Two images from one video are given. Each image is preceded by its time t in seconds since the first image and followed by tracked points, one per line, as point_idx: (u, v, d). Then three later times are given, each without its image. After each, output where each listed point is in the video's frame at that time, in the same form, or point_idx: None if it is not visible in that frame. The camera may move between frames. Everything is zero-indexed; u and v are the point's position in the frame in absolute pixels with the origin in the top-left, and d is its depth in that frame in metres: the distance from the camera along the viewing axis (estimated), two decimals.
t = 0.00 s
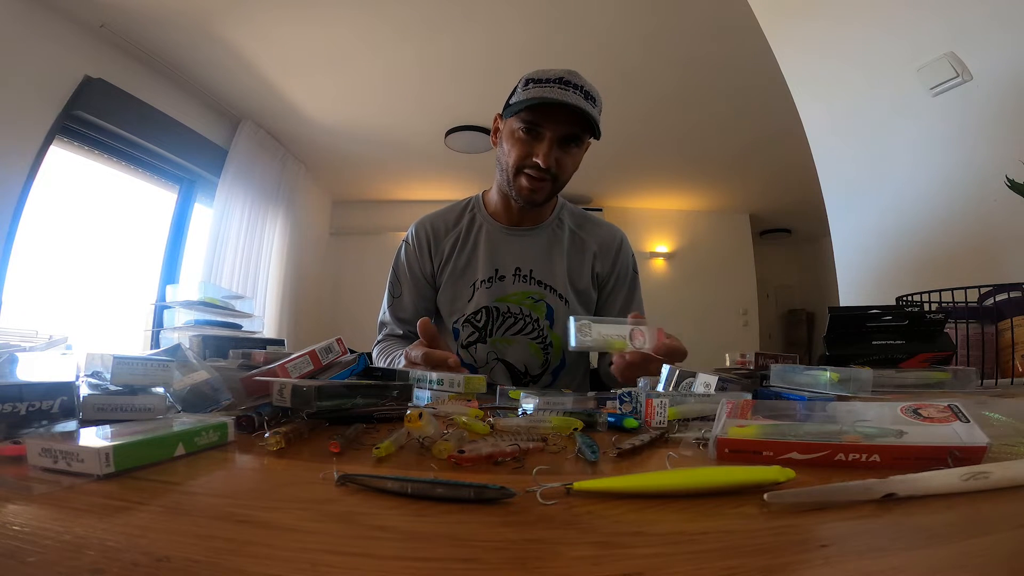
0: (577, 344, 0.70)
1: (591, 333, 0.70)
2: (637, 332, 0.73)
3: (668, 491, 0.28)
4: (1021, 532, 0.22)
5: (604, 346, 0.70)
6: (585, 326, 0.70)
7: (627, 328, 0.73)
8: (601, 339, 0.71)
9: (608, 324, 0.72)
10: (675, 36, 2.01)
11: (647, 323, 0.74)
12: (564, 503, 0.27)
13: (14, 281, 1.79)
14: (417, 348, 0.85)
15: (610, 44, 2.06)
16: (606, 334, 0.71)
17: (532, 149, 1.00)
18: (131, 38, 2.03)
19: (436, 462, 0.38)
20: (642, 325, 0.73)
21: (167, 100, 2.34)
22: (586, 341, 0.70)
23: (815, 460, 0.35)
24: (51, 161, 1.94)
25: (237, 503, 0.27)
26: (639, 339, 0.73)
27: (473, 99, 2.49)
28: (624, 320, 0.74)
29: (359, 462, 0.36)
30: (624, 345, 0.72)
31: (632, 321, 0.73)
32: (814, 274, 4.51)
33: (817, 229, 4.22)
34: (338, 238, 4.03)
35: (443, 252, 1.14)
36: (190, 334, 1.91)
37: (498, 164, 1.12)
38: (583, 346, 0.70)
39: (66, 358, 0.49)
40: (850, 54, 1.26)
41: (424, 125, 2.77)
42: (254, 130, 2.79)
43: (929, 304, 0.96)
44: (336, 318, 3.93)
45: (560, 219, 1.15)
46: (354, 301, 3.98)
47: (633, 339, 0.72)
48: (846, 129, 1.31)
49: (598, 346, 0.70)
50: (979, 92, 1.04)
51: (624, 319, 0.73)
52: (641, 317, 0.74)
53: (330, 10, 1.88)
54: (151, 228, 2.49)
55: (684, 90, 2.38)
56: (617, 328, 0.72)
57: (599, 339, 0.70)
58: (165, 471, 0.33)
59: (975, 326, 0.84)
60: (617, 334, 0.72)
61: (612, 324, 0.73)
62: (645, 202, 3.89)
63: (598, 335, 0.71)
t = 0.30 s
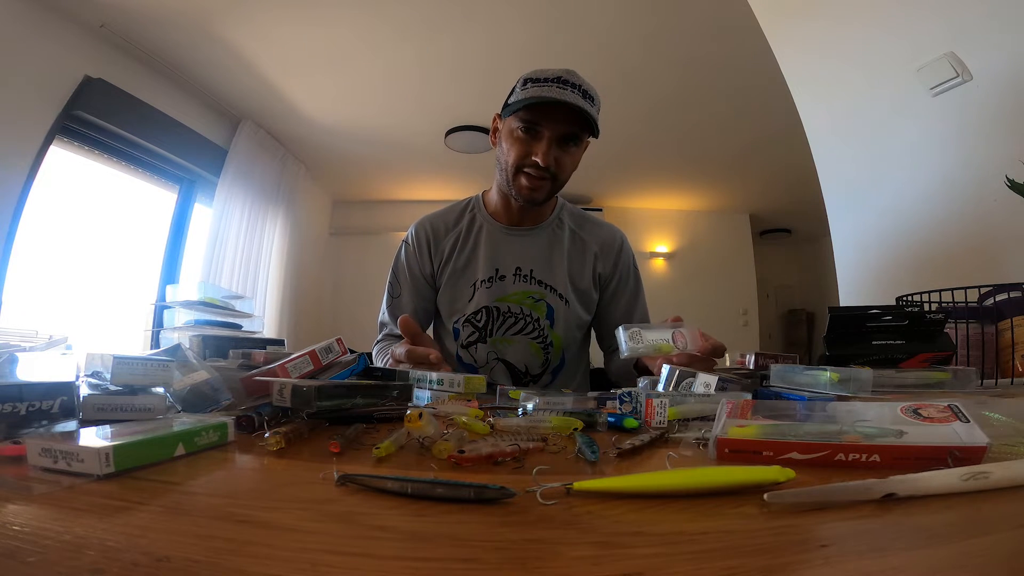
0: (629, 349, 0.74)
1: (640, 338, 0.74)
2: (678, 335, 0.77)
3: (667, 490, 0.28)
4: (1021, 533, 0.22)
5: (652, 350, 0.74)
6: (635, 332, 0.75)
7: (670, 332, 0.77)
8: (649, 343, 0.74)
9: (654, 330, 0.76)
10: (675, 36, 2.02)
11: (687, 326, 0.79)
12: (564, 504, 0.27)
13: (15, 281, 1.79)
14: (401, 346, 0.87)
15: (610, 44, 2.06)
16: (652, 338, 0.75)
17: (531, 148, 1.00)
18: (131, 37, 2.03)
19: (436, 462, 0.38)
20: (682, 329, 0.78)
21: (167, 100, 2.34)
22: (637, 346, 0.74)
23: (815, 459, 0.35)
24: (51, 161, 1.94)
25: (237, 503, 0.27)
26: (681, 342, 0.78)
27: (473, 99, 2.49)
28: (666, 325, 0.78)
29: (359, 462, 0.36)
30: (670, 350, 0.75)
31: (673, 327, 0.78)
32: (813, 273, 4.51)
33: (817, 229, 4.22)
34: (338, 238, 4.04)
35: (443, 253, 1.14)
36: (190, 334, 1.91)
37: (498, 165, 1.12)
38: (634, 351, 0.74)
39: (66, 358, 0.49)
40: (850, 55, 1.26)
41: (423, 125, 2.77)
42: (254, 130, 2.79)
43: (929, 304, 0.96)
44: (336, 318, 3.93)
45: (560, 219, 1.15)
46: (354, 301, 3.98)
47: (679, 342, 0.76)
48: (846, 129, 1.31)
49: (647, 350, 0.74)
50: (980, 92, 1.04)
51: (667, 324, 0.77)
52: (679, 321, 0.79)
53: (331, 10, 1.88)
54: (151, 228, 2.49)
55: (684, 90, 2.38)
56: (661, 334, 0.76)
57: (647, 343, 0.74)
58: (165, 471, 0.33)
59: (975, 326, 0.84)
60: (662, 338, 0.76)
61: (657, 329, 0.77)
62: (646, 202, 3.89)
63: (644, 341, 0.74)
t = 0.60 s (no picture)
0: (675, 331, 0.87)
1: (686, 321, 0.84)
2: (723, 317, 0.83)
3: (667, 490, 0.28)
4: (1020, 533, 0.22)
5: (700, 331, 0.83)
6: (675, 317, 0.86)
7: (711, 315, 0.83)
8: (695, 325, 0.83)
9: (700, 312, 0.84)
10: (676, 36, 2.02)
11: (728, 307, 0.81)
12: (564, 504, 0.27)
13: (14, 281, 1.79)
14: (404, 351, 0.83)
15: (609, 44, 2.06)
16: (699, 319, 0.83)
17: (517, 143, 1.01)
18: (131, 37, 2.03)
19: (436, 462, 0.38)
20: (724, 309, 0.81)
21: (167, 101, 2.34)
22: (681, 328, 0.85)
23: (815, 459, 0.35)
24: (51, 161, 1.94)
25: (237, 503, 0.27)
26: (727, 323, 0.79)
27: (473, 99, 2.49)
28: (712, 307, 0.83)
29: (359, 462, 0.36)
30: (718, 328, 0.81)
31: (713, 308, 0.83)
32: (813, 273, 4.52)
33: (817, 229, 4.22)
34: (338, 238, 4.04)
35: (445, 251, 1.14)
36: (190, 334, 1.91)
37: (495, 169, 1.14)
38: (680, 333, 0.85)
39: (66, 357, 0.49)
40: (849, 56, 1.27)
41: (423, 125, 2.77)
42: (253, 130, 2.79)
43: (929, 304, 0.96)
44: (336, 317, 3.93)
45: (562, 219, 1.15)
46: (354, 301, 3.98)
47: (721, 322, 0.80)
48: (846, 130, 1.32)
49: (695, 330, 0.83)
50: (980, 91, 1.04)
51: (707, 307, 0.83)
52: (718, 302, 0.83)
53: (330, 9, 1.87)
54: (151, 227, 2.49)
55: (685, 90, 2.38)
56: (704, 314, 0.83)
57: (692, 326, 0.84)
58: (165, 471, 0.33)
59: (975, 326, 0.84)
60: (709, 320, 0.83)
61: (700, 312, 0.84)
62: (645, 202, 3.89)
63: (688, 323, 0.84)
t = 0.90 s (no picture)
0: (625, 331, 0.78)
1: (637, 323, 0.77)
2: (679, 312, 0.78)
3: (667, 491, 0.28)
4: (1021, 533, 0.22)
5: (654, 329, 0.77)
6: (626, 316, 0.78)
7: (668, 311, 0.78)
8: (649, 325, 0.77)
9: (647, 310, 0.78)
10: (676, 35, 2.01)
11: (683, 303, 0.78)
12: (564, 504, 0.27)
13: (14, 281, 1.79)
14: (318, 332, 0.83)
15: (609, 43, 2.06)
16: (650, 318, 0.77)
17: (502, 144, 1.01)
18: (131, 37, 2.03)
19: (436, 462, 0.38)
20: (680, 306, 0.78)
21: (167, 101, 2.34)
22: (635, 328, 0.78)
23: (815, 459, 0.35)
24: (51, 161, 1.94)
25: (237, 503, 0.27)
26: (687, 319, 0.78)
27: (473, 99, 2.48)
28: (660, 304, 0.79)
29: (359, 462, 0.36)
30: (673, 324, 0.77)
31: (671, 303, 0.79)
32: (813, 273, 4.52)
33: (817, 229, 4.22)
34: (338, 238, 4.04)
35: (442, 253, 1.14)
36: (190, 334, 1.91)
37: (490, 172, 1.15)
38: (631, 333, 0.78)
39: (66, 358, 0.49)
40: (850, 55, 1.27)
41: (424, 125, 2.77)
42: (253, 130, 2.79)
43: (929, 304, 0.96)
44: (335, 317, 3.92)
45: (558, 218, 1.16)
46: (354, 301, 3.98)
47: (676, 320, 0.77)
48: (846, 130, 1.32)
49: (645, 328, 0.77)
50: (980, 92, 1.04)
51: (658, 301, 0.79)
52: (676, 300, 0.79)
53: (330, 9, 1.87)
54: (151, 227, 2.49)
55: (685, 90, 2.38)
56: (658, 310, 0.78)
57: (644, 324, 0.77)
58: (165, 471, 0.33)
59: (975, 326, 0.84)
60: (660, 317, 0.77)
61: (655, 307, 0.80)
62: (645, 202, 3.89)
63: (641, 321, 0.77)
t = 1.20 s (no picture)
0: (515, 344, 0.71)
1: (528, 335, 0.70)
2: (581, 326, 0.69)
3: (667, 491, 0.28)
4: (1020, 533, 0.22)
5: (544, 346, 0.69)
6: (517, 327, 0.70)
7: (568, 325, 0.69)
8: (536, 338, 0.69)
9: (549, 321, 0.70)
10: (676, 35, 2.01)
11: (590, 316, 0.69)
12: (564, 503, 0.27)
13: (14, 281, 1.79)
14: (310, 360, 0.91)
15: (609, 43, 2.06)
16: (548, 331, 0.69)
17: (497, 149, 1.01)
18: (131, 37, 2.03)
19: (436, 462, 0.38)
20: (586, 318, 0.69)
21: (167, 101, 2.34)
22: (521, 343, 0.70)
23: (815, 459, 0.35)
24: (51, 161, 1.94)
25: (238, 503, 0.27)
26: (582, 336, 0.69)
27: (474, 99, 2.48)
28: (568, 315, 0.70)
29: (359, 462, 0.36)
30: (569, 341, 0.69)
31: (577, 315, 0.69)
32: (813, 273, 4.52)
33: (817, 229, 4.22)
34: (338, 237, 4.04)
35: (437, 256, 1.14)
36: (190, 334, 1.91)
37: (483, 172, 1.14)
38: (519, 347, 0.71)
39: (66, 357, 0.49)
40: (850, 55, 1.27)
41: (424, 125, 2.77)
42: (253, 130, 2.79)
43: (929, 304, 0.96)
44: (335, 318, 3.92)
45: (552, 218, 1.15)
46: (354, 300, 3.98)
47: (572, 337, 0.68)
48: (846, 130, 1.32)
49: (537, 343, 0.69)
50: (980, 92, 1.04)
51: (565, 314, 0.69)
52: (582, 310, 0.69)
53: (331, 9, 1.87)
54: (151, 227, 2.49)
55: (685, 91, 2.38)
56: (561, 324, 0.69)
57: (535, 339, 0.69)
58: (165, 471, 0.33)
59: (975, 326, 0.84)
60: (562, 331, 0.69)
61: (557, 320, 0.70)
62: (645, 202, 3.88)
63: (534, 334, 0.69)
